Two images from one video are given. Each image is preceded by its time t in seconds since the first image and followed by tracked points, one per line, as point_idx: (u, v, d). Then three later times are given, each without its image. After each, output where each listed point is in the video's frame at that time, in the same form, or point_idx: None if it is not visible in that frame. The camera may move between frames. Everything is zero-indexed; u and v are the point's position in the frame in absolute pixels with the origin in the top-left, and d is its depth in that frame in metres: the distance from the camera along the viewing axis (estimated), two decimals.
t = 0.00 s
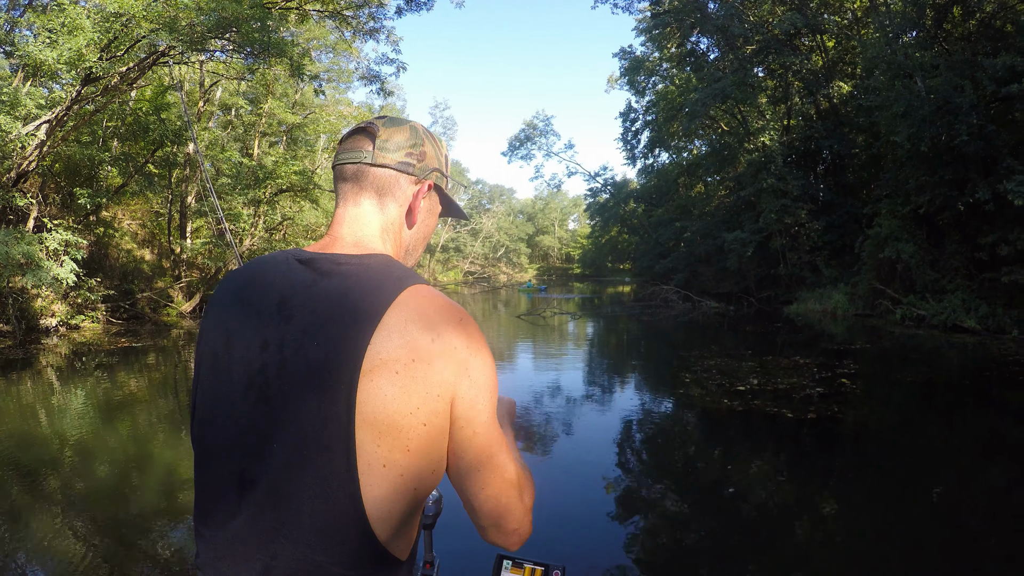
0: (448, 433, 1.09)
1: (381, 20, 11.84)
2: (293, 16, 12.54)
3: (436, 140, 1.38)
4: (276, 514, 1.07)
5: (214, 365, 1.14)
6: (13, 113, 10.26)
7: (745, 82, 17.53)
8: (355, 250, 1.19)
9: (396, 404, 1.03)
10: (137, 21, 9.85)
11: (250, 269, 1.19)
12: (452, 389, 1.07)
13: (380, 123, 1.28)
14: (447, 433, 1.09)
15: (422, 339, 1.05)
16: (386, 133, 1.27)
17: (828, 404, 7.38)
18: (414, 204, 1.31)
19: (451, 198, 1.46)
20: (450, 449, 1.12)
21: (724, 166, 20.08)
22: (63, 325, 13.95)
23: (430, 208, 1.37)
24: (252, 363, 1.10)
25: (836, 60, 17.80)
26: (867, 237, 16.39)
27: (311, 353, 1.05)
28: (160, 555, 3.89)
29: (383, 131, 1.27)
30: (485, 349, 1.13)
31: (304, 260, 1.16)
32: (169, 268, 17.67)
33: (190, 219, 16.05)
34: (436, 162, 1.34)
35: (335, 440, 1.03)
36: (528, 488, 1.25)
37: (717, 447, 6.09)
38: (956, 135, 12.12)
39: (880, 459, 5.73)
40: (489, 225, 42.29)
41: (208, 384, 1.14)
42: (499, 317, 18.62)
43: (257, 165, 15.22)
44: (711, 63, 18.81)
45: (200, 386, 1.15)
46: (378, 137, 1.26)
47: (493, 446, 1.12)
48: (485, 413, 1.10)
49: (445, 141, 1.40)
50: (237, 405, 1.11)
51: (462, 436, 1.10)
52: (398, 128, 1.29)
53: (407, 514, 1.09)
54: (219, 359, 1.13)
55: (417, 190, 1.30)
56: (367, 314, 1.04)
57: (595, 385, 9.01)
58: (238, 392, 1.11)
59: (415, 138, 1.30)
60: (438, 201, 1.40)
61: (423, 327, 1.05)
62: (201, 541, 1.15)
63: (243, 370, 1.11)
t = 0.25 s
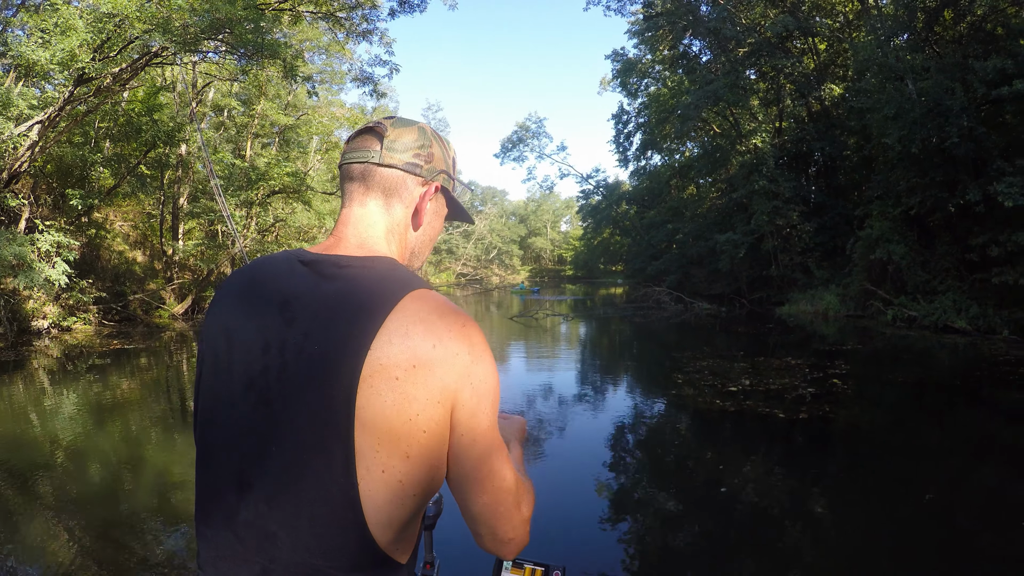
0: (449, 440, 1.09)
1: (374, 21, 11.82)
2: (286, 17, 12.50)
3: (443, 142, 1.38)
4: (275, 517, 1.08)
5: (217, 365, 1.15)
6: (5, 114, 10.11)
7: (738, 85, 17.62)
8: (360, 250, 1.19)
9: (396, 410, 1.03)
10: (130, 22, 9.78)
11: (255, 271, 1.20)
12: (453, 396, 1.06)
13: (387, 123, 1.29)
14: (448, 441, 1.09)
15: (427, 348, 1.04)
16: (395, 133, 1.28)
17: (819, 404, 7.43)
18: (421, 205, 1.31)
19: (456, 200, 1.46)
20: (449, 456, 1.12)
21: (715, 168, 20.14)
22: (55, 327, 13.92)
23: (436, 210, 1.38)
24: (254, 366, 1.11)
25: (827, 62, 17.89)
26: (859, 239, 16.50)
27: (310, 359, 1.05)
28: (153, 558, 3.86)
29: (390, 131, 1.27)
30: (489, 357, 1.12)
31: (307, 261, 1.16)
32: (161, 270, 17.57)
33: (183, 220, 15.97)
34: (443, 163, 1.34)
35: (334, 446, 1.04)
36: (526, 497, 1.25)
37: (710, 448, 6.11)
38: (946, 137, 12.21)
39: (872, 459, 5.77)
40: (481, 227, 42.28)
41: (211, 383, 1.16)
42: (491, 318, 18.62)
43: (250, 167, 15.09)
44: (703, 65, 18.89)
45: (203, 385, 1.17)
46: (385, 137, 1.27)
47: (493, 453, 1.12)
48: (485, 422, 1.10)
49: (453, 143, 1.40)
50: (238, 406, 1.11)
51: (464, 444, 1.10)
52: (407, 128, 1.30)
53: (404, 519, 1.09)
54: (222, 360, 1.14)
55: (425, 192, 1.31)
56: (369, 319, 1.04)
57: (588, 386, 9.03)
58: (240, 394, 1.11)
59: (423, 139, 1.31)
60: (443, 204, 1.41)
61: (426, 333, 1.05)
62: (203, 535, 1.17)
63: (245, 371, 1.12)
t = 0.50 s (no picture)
0: (448, 446, 1.10)
1: (369, 22, 11.80)
2: (282, 18, 12.46)
3: (452, 145, 1.39)
4: (272, 518, 1.10)
5: (217, 363, 1.16)
6: None
7: (732, 86, 17.69)
8: (365, 252, 1.19)
9: (396, 415, 1.04)
10: (126, 22, 9.74)
11: (256, 271, 1.20)
12: (454, 402, 1.07)
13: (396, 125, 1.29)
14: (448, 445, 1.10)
15: (429, 354, 1.04)
16: (404, 134, 1.28)
17: (813, 404, 7.46)
18: (428, 208, 1.32)
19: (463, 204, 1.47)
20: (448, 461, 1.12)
21: (710, 170, 20.20)
22: (49, 327, 13.88)
23: (442, 213, 1.39)
24: (254, 367, 1.12)
25: (822, 64, 17.95)
26: (853, 240, 16.58)
27: (310, 361, 1.06)
28: (147, 561, 3.84)
29: (399, 133, 1.27)
30: (491, 363, 1.12)
31: (310, 261, 1.16)
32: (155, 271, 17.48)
33: (177, 221, 15.90)
34: (451, 167, 1.35)
35: (333, 448, 1.05)
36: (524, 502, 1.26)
37: (703, 448, 6.13)
38: (940, 139, 12.28)
39: (866, 459, 5.79)
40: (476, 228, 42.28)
41: (211, 382, 1.17)
42: (486, 320, 18.62)
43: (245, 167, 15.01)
44: (698, 67, 18.96)
45: (204, 383, 1.18)
46: (394, 139, 1.27)
47: (493, 458, 1.13)
48: (486, 428, 1.10)
49: (461, 146, 1.41)
50: (237, 407, 1.12)
51: (463, 449, 1.11)
52: (416, 130, 1.30)
53: (402, 523, 1.10)
54: (222, 360, 1.15)
55: (432, 194, 1.32)
56: (371, 324, 1.04)
57: (582, 387, 9.05)
58: (240, 396, 1.12)
59: (433, 141, 1.31)
60: (450, 207, 1.42)
61: (429, 338, 1.05)
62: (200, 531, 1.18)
63: (245, 372, 1.12)
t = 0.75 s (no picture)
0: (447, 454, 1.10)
1: (363, 23, 11.79)
2: (275, 19, 12.43)
3: (458, 142, 1.38)
4: (269, 521, 1.10)
5: (217, 360, 1.17)
6: None
7: (724, 89, 17.79)
8: (368, 254, 1.20)
9: (396, 422, 1.04)
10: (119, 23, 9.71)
11: (257, 270, 1.20)
12: (454, 410, 1.07)
13: (402, 122, 1.28)
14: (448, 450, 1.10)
15: (431, 359, 1.04)
16: (409, 134, 1.27)
17: (805, 405, 7.51)
18: (434, 208, 1.33)
19: (468, 203, 1.48)
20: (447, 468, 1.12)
21: (702, 172, 20.29)
22: (39, 330, 13.81)
23: (448, 213, 1.39)
24: (253, 368, 1.12)
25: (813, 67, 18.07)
26: (844, 242, 16.69)
27: (310, 364, 1.06)
28: (140, 564, 3.80)
29: (405, 131, 1.27)
30: (491, 368, 1.12)
31: (311, 261, 1.17)
32: (146, 272, 17.37)
33: (169, 222, 15.82)
34: (457, 166, 1.35)
35: (332, 451, 1.05)
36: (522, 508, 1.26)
37: (696, 449, 6.15)
38: (930, 141, 12.39)
39: (858, 459, 5.83)
40: (468, 230, 42.24)
41: (210, 380, 1.18)
42: (478, 322, 18.63)
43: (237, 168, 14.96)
44: (690, 69, 19.06)
45: (204, 381, 1.19)
46: (400, 138, 1.26)
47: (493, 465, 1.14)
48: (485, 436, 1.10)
49: (467, 144, 1.40)
50: (235, 408, 1.12)
51: (463, 455, 1.11)
52: (422, 130, 1.30)
53: (398, 530, 1.10)
54: (222, 359, 1.15)
55: (438, 195, 1.32)
56: (372, 328, 1.04)
57: (574, 388, 9.08)
58: (239, 396, 1.13)
59: (438, 141, 1.31)
60: (455, 207, 1.42)
61: (433, 345, 1.04)
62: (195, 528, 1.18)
63: (244, 373, 1.13)
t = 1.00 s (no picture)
0: (442, 467, 1.09)
1: (356, 23, 11.76)
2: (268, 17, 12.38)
3: (458, 134, 1.36)
4: (261, 524, 1.11)
5: (215, 361, 1.17)
6: None
7: (717, 89, 17.86)
8: (366, 256, 1.20)
9: (390, 431, 1.03)
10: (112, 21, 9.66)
11: (257, 272, 1.21)
12: (450, 423, 1.05)
13: (399, 116, 1.27)
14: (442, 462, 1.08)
15: (427, 371, 1.02)
16: (407, 129, 1.26)
17: (798, 403, 7.54)
18: (434, 206, 1.32)
19: (471, 197, 1.46)
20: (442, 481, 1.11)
21: (695, 171, 20.33)
22: (32, 330, 13.70)
23: (449, 209, 1.38)
24: (248, 372, 1.12)
25: (806, 67, 18.15)
26: (837, 241, 16.78)
27: (304, 371, 1.06)
28: (134, 565, 3.79)
29: (403, 127, 1.25)
30: (491, 381, 1.10)
31: (311, 265, 1.17)
32: (139, 272, 17.27)
33: (162, 222, 15.74)
34: (457, 160, 1.33)
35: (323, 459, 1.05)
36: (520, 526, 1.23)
37: (690, 448, 6.16)
38: (922, 141, 12.46)
39: (851, 458, 5.86)
40: (461, 229, 42.19)
41: (208, 379, 1.18)
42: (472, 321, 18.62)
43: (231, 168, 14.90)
44: (684, 69, 19.12)
45: (203, 380, 1.20)
46: (397, 134, 1.25)
47: (489, 482, 1.12)
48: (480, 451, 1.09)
49: (468, 136, 1.38)
50: (229, 412, 1.13)
51: (459, 470, 1.09)
52: (421, 124, 1.28)
53: (391, 539, 1.09)
54: (219, 361, 1.16)
55: (438, 191, 1.31)
56: (366, 337, 1.03)
57: (568, 387, 9.09)
58: (233, 400, 1.13)
59: (438, 135, 1.29)
60: (457, 202, 1.41)
61: (429, 355, 1.03)
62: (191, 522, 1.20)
63: (239, 376, 1.13)
